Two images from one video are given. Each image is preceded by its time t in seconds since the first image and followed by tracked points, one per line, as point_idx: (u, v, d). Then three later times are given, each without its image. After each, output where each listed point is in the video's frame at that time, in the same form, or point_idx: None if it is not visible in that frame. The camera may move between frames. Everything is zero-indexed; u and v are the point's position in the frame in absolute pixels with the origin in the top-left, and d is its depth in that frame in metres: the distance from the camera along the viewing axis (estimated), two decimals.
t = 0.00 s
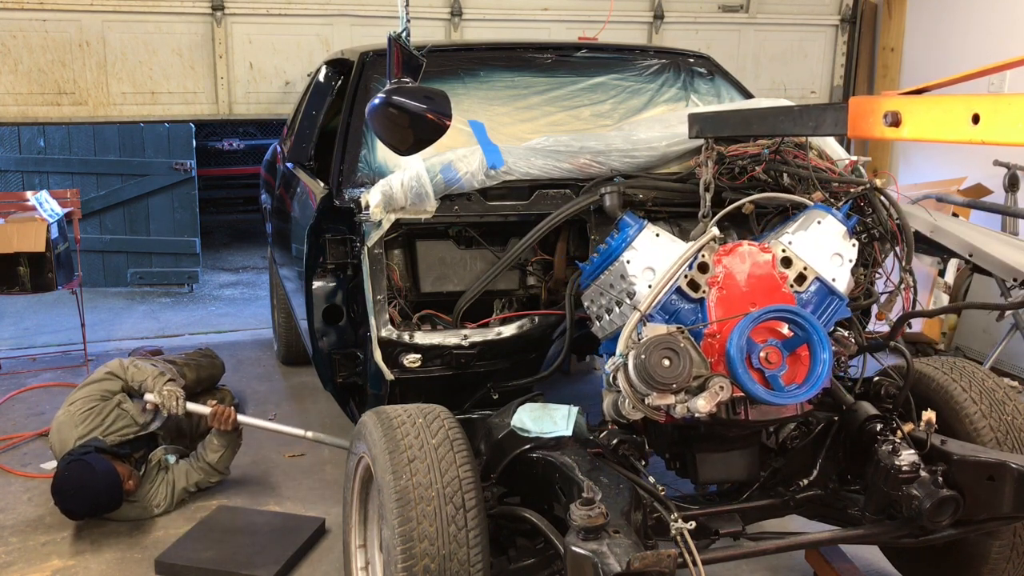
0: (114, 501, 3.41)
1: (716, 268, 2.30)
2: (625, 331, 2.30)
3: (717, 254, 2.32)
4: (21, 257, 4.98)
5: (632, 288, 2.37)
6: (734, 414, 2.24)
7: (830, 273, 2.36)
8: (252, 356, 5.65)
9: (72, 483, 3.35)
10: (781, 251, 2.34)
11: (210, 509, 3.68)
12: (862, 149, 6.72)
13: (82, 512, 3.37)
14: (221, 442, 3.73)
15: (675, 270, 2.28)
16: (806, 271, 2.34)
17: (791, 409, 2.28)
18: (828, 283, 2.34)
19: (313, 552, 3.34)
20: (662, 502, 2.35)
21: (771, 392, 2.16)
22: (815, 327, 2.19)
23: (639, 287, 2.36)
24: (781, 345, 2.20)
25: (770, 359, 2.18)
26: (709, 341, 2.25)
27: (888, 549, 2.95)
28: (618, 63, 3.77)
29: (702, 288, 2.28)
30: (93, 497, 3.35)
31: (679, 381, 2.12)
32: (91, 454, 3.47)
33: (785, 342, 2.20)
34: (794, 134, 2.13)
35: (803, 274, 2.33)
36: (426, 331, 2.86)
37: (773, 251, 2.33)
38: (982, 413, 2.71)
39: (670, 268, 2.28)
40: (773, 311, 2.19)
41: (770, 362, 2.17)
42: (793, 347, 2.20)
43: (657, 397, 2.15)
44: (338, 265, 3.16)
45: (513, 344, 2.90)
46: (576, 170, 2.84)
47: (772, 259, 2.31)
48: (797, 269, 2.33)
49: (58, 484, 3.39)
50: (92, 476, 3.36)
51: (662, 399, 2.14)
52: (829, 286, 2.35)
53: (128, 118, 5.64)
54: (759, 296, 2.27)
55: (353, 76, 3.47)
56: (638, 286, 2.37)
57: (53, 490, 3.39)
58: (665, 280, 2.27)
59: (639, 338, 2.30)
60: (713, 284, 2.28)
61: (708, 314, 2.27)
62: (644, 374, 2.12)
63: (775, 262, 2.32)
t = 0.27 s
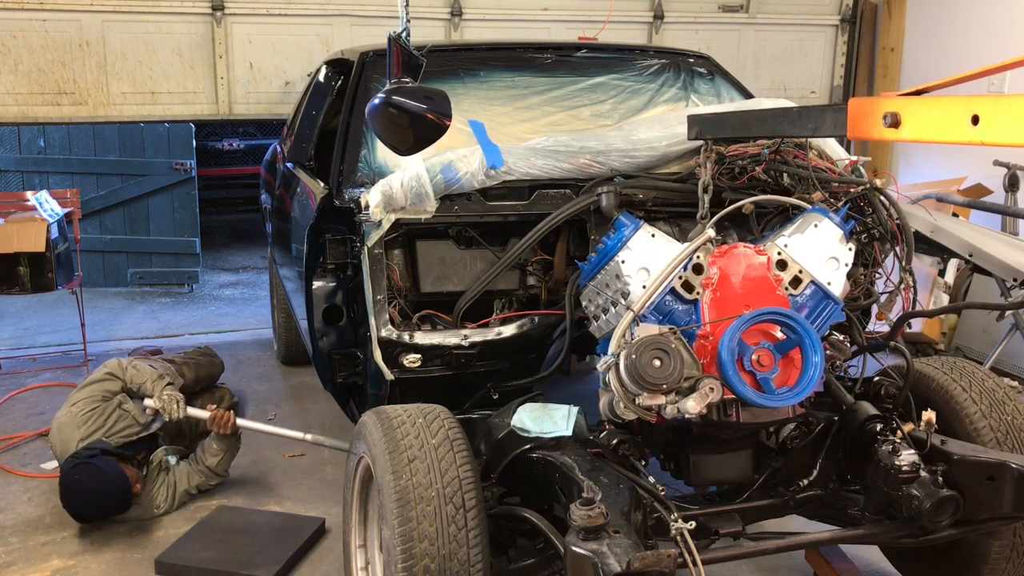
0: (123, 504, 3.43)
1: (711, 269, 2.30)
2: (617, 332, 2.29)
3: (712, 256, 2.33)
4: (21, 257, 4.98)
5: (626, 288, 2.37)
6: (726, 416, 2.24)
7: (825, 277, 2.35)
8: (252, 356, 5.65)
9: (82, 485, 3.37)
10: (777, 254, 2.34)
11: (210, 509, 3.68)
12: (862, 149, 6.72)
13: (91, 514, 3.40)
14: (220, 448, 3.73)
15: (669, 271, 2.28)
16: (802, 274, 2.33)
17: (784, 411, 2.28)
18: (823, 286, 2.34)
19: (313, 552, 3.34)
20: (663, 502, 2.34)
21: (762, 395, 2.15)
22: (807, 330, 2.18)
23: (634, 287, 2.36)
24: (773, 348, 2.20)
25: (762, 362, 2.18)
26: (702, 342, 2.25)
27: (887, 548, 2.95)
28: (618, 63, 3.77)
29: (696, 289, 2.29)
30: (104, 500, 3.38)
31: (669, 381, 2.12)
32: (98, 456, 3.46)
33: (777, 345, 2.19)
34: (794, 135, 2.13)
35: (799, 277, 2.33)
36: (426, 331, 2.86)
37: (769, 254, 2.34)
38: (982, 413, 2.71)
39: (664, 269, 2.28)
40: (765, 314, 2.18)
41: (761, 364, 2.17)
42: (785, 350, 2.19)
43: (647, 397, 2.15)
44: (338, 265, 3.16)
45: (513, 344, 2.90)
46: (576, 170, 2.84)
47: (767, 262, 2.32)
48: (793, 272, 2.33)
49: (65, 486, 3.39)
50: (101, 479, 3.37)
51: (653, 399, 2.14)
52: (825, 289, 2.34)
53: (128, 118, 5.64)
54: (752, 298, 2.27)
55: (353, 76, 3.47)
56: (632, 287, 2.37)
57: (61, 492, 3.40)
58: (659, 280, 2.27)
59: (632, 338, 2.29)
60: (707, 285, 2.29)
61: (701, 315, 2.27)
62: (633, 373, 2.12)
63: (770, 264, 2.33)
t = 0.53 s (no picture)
0: (161, 503, 3.48)
1: (709, 271, 2.30)
2: (614, 332, 2.29)
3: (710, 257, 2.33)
4: (21, 257, 4.98)
5: (624, 289, 2.37)
6: (722, 418, 2.24)
7: (824, 279, 2.35)
8: (252, 356, 5.65)
9: (125, 488, 3.38)
10: (775, 256, 2.36)
11: (210, 509, 3.68)
12: (862, 149, 6.72)
13: (128, 517, 3.41)
14: (223, 451, 3.71)
15: (668, 271, 2.28)
16: (800, 276, 2.33)
17: (782, 412, 2.27)
18: (822, 288, 2.34)
19: (313, 552, 3.34)
20: (662, 502, 2.34)
21: (759, 397, 2.16)
22: (804, 332, 2.19)
23: (632, 288, 2.37)
24: (770, 350, 2.20)
25: (759, 364, 2.18)
26: (699, 343, 2.25)
27: (887, 548, 2.95)
28: (618, 63, 3.77)
29: (694, 290, 2.29)
30: (145, 502, 3.41)
31: (665, 383, 2.12)
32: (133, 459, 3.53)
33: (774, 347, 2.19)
34: (794, 136, 2.14)
35: (797, 279, 2.33)
36: (426, 331, 2.85)
37: (767, 256, 2.34)
38: (982, 413, 2.71)
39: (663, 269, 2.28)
40: (762, 316, 2.18)
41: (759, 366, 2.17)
42: (783, 353, 2.19)
43: (644, 398, 2.15)
44: (338, 265, 3.16)
45: (513, 344, 2.90)
46: (576, 169, 2.84)
47: (765, 263, 2.32)
48: (791, 275, 2.33)
49: (103, 490, 3.39)
50: (140, 480, 3.42)
51: (649, 401, 2.14)
52: (823, 291, 2.34)
53: (128, 118, 5.64)
54: (750, 300, 2.27)
55: (353, 76, 3.47)
56: (630, 288, 2.37)
57: (100, 497, 3.39)
58: (658, 280, 2.28)
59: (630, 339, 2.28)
60: (705, 287, 2.29)
61: (699, 317, 2.28)
62: (630, 374, 2.12)
63: (769, 266, 2.33)
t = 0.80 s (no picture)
0: (173, 501, 3.51)
1: (711, 271, 2.30)
2: (618, 334, 2.29)
3: (713, 257, 2.32)
4: (21, 257, 4.98)
5: (627, 290, 2.37)
6: (727, 418, 2.23)
7: (826, 278, 2.36)
8: (252, 356, 5.65)
9: (139, 488, 3.39)
10: (778, 255, 2.34)
11: (210, 509, 3.68)
12: (862, 149, 6.72)
13: (141, 517, 3.42)
14: (223, 452, 3.70)
15: (671, 272, 2.28)
16: (802, 275, 2.33)
17: (786, 411, 2.27)
18: (824, 287, 2.34)
19: (313, 552, 3.34)
20: (662, 502, 2.34)
21: (764, 396, 2.16)
22: (809, 331, 2.18)
23: (635, 289, 2.36)
24: (774, 349, 2.20)
25: (763, 363, 2.18)
26: (704, 343, 2.25)
27: (887, 548, 2.95)
28: (618, 63, 3.77)
29: (697, 290, 2.28)
30: (159, 501, 3.43)
31: (670, 384, 2.12)
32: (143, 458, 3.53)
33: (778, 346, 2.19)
34: (794, 136, 2.14)
35: (800, 278, 2.33)
36: (426, 331, 2.86)
37: (769, 256, 2.34)
38: (982, 413, 2.71)
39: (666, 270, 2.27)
40: (767, 314, 2.18)
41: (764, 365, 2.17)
42: (786, 351, 2.19)
43: (649, 399, 2.15)
44: (338, 265, 3.16)
45: (513, 345, 2.90)
46: (576, 169, 2.84)
47: (768, 263, 2.32)
48: (793, 274, 2.33)
49: (117, 491, 3.39)
50: (153, 480, 3.43)
51: (655, 402, 2.14)
52: (826, 290, 2.34)
53: (128, 118, 5.64)
54: (754, 299, 2.27)
55: (353, 76, 3.47)
56: (633, 289, 2.37)
57: (113, 498, 3.38)
58: (661, 282, 2.27)
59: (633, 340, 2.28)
60: (708, 287, 2.28)
61: (703, 317, 2.27)
62: (635, 375, 2.12)
63: (771, 266, 2.33)
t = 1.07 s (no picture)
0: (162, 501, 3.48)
1: (714, 271, 2.30)
2: (622, 334, 2.29)
3: (716, 257, 2.32)
4: (21, 257, 4.98)
5: (630, 291, 2.38)
6: (732, 417, 2.23)
7: (829, 277, 2.36)
8: (252, 356, 5.65)
9: (124, 487, 3.38)
10: (780, 255, 2.34)
11: (210, 509, 3.68)
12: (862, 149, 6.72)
13: (130, 517, 3.41)
14: (223, 451, 3.72)
15: (674, 273, 2.28)
16: (805, 274, 2.33)
17: (790, 410, 2.27)
18: (827, 287, 2.34)
19: (313, 552, 3.34)
20: (662, 502, 2.34)
21: (768, 395, 2.16)
22: (812, 330, 2.18)
23: (638, 290, 2.37)
24: (778, 349, 2.20)
25: (767, 362, 2.18)
26: (707, 344, 2.25)
27: (887, 548, 2.95)
28: (618, 63, 3.77)
29: (701, 290, 2.28)
30: (146, 500, 3.41)
31: (676, 384, 2.12)
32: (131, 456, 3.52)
33: (782, 346, 2.19)
34: (794, 136, 2.14)
35: (802, 277, 2.33)
36: (426, 331, 2.86)
37: (772, 255, 2.33)
38: (982, 413, 2.71)
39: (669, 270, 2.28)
40: (771, 314, 2.18)
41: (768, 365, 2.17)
42: (791, 351, 2.19)
43: (655, 400, 2.14)
44: (338, 265, 3.16)
45: (513, 345, 2.90)
46: (576, 170, 2.84)
47: (771, 262, 2.32)
48: (795, 273, 2.33)
49: (102, 491, 3.39)
50: (138, 479, 3.41)
51: (660, 402, 2.14)
52: (828, 289, 2.35)
53: (128, 118, 5.64)
54: (757, 299, 2.27)
55: (353, 76, 3.47)
56: (636, 290, 2.37)
57: (100, 499, 3.40)
58: (664, 282, 2.28)
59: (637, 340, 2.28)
60: (711, 287, 2.28)
61: (706, 317, 2.27)
62: (641, 377, 2.11)
63: (773, 265, 2.32)
